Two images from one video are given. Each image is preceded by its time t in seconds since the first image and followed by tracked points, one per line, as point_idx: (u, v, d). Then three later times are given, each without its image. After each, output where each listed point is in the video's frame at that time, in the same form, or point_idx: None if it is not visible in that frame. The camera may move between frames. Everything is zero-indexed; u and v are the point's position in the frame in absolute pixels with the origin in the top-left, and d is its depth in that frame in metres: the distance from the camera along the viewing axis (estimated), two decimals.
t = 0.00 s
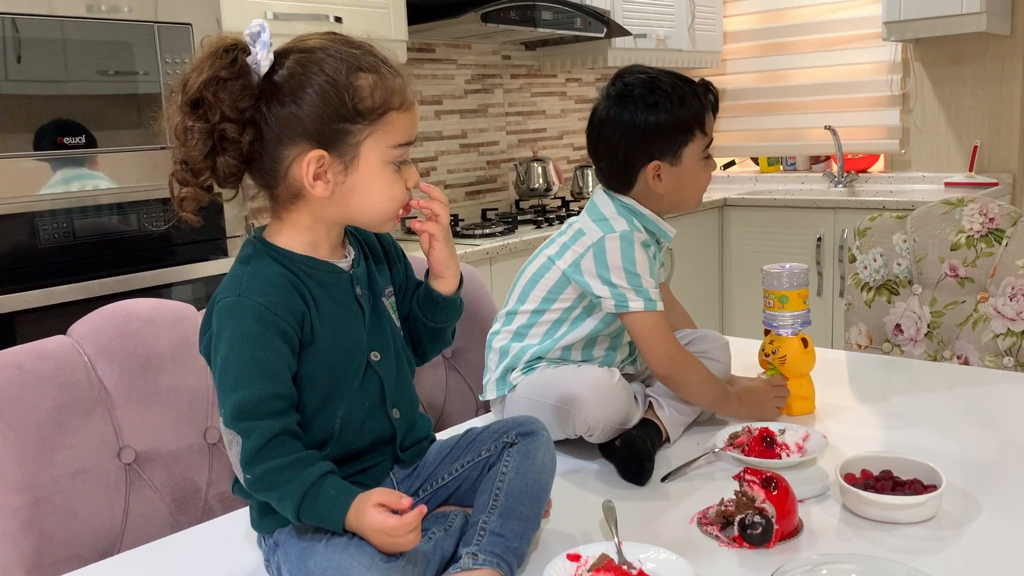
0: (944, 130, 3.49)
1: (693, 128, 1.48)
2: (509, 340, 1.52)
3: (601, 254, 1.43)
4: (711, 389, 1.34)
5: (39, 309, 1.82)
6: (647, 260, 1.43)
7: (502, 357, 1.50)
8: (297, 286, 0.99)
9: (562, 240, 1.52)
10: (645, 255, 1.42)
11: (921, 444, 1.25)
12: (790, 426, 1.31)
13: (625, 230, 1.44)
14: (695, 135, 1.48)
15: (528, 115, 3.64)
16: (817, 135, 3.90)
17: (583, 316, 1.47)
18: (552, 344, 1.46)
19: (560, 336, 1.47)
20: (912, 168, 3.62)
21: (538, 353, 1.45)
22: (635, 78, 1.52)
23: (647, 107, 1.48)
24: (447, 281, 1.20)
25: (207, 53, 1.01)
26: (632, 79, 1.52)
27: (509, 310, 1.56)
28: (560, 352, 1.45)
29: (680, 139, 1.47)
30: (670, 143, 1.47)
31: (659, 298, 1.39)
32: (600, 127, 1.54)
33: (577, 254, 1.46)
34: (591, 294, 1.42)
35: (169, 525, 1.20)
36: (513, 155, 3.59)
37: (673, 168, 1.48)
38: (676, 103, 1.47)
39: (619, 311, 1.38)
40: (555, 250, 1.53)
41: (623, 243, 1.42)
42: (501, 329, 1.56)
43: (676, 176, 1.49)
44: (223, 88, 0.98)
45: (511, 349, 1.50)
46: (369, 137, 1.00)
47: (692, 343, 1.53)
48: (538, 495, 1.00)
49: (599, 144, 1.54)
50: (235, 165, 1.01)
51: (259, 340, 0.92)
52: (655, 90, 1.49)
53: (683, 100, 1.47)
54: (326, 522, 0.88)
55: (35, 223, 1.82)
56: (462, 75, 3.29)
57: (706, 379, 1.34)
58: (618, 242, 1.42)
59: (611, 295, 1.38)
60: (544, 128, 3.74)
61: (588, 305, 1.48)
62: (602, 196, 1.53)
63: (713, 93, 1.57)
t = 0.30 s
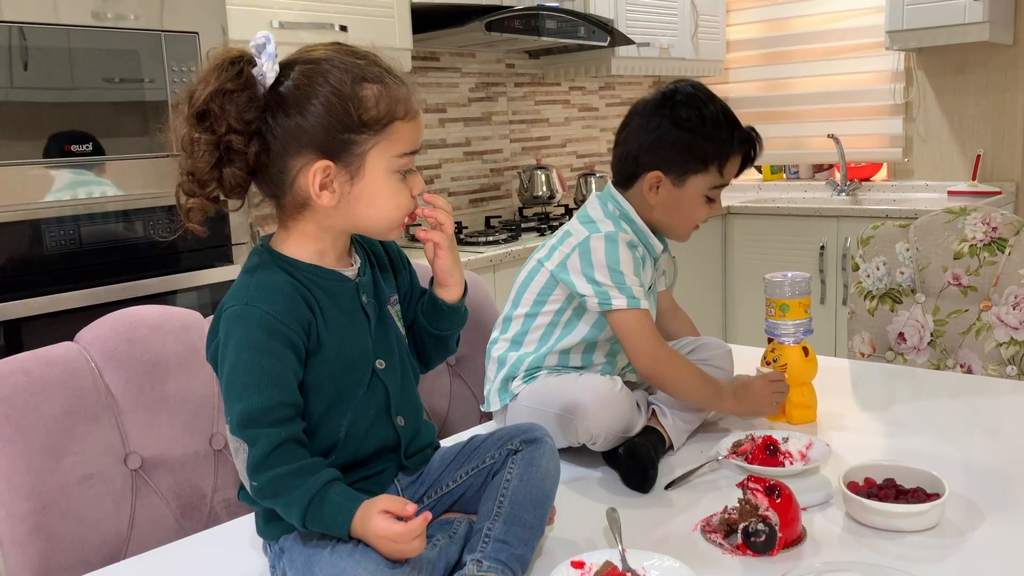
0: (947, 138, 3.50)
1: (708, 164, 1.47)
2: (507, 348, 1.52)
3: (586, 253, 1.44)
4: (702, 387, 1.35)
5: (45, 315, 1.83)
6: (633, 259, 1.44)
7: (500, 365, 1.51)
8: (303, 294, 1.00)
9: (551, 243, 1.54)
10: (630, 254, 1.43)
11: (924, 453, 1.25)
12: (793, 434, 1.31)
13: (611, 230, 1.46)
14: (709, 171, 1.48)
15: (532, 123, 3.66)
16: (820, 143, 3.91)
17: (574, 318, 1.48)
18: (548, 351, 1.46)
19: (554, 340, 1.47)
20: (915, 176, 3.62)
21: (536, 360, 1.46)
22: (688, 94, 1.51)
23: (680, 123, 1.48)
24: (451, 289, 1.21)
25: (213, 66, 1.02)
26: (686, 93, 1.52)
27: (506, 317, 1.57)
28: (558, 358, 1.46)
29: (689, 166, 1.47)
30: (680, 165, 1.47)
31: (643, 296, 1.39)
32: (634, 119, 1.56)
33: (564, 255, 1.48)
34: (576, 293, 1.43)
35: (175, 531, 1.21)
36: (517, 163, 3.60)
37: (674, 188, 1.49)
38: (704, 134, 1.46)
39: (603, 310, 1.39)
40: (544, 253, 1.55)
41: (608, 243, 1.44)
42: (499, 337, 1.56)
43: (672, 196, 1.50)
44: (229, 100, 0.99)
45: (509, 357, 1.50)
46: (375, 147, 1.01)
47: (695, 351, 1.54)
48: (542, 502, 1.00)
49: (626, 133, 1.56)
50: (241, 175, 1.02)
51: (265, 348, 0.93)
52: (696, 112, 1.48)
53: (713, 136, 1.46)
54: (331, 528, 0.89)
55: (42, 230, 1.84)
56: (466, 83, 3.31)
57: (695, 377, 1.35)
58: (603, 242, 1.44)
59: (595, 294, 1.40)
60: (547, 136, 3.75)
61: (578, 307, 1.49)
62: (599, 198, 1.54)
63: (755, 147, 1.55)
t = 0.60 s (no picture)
0: (947, 147, 3.51)
1: (703, 170, 1.46)
2: (505, 355, 1.52)
3: (569, 250, 1.45)
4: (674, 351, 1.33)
5: (46, 322, 1.83)
6: (615, 254, 1.43)
7: (499, 373, 1.51)
8: (307, 302, 1.00)
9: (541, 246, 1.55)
10: (612, 249, 1.43)
11: (923, 462, 1.25)
12: (793, 442, 1.31)
13: (596, 228, 1.47)
14: (703, 178, 1.46)
15: (533, 131, 3.67)
16: (821, 151, 3.91)
17: (567, 320, 1.48)
18: (547, 356, 1.46)
19: (551, 344, 1.47)
20: (915, 185, 3.63)
21: (536, 366, 1.46)
22: (690, 102, 1.51)
23: (677, 128, 1.48)
24: (453, 298, 1.21)
25: (218, 77, 1.03)
26: (690, 102, 1.52)
27: (503, 323, 1.58)
28: (557, 364, 1.46)
29: (683, 171, 1.46)
30: (674, 169, 1.47)
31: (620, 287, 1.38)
32: (636, 123, 1.57)
33: (550, 254, 1.49)
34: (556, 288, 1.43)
35: (175, 538, 1.21)
36: (518, 170, 3.61)
37: (666, 192, 1.48)
38: (701, 140, 1.45)
39: (580, 302, 1.38)
40: (535, 257, 1.56)
41: (591, 239, 1.44)
42: (498, 344, 1.56)
43: (664, 200, 1.49)
44: (234, 110, 1.00)
45: (508, 364, 1.50)
46: (379, 156, 1.02)
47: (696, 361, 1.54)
48: (542, 510, 1.00)
49: (627, 137, 1.57)
50: (246, 185, 1.02)
51: (268, 355, 0.93)
52: (695, 118, 1.48)
53: (710, 143, 1.45)
54: (332, 535, 0.89)
55: (44, 237, 1.84)
56: (467, 90, 3.32)
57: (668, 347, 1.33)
58: (586, 238, 1.44)
59: (571, 286, 1.39)
60: (548, 144, 3.76)
61: (569, 309, 1.48)
62: (593, 202, 1.56)
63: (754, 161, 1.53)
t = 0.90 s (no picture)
0: (944, 156, 3.52)
1: (658, 158, 1.45)
2: (498, 364, 1.53)
3: (535, 245, 1.48)
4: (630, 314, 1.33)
5: (43, 329, 1.83)
6: (580, 245, 1.44)
7: (493, 382, 1.52)
8: (304, 310, 1.01)
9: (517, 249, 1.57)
10: (577, 240, 1.45)
11: (919, 471, 1.25)
12: (789, 451, 1.32)
13: (561, 222, 1.49)
14: (660, 167, 1.46)
15: (531, 138, 3.68)
16: (818, 160, 3.92)
17: (551, 321, 1.49)
18: (538, 362, 1.46)
19: (539, 349, 1.48)
20: (912, 194, 3.64)
21: (528, 372, 1.46)
22: (641, 95, 1.52)
23: (629, 122, 1.49)
24: (450, 306, 1.21)
25: (213, 89, 1.02)
26: (641, 94, 1.53)
27: (495, 333, 1.58)
28: (551, 369, 1.46)
29: (640, 163, 1.46)
30: (631, 162, 1.47)
31: (583, 273, 1.39)
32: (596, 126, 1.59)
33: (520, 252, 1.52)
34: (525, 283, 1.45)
35: (170, 546, 1.20)
36: (516, 178, 3.62)
37: (627, 187, 1.48)
38: (651, 129, 1.45)
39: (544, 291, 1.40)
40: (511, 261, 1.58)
41: (555, 234, 1.47)
42: (491, 353, 1.57)
43: (627, 195, 1.49)
44: (230, 123, 1.00)
45: (501, 373, 1.50)
46: (377, 165, 1.02)
47: (692, 370, 1.54)
48: (537, 519, 1.00)
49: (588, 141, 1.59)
50: (243, 197, 1.02)
51: (265, 364, 0.93)
52: (645, 109, 1.48)
53: (662, 129, 1.45)
54: (326, 544, 0.89)
55: (41, 243, 1.84)
56: (465, 98, 3.33)
57: (626, 309, 1.33)
58: (550, 233, 1.47)
59: (534, 277, 1.42)
60: (546, 151, 3.77)
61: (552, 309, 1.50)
62: (565, 204, 1.58)
63: (717, 144, 1.51)
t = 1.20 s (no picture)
0: (941, 164, 3.53)
1: (620, 157, 1.46)
2: (495, 373, 1.53)
3: (517, 251, 1.48)
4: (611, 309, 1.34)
5: (42, 337, 1.83)
6: (561, 247, 1.45)
7: (490, 391, 1.52)
8: (303, 319, 1.01)
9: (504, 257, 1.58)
10: (558, 244, 1.45)
11: (917, 479, 1.26)
12: (787, 459, 1.32)
13: (541, 227, 1.50)
14: (623, 165, 1.46)
15: (529, 146, 3.69)
16: (816, 167, 3.93)
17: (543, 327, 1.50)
18: (533, 370, 1.47)
19: (534, 356, 1.48)
20: (910, 202, 3.65)
21: (525, 380, 1.47)
22: (605, 97, 1.53)
23: (591, 125, 1.51)
24: (447, 313, 1.22)
25: (209, 105, 1.02)
26: (604, 96, 1.54)
27: (490, 343, 1.59)
28: (547, 377, 1.46)
29: (605, 163, 1.47)
30: (596, 164, 1.49)
31: (564, 275, 1.40)
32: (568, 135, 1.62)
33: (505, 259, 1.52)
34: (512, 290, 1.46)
35: (169, 554, 1.21)
36: (514, 185, 3.63)
37: (596, 190, 1.50)
38: (610, 129, 1.47)
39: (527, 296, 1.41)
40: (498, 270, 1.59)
41: (536, 239, 1.48)
42: (487, 363, 1.57)
43: (597, 198, 1.50)
44: (229, 139, 0.99)
45: (497, 382, 1.50)
46: (376, 174, 1.03)
47: (688, 378, 1.54)
48: (535, 527, 1.00)
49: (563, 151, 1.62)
50: (244, 212, 1.02)
51: (265, 373, 0.94)
52: (605, 111, 1.50)
53: (622, 128, 1.46)
54: (325, 553, 0.89)
55: (41, 251, 1.85)
56: (464, 106, 3.34)
57: (606, 303, 1.34)
58: (531, 238, 1.48)
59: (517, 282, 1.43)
60: (544, 159, 3.78)
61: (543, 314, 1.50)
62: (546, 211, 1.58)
63: (685, 135, 1.49)
